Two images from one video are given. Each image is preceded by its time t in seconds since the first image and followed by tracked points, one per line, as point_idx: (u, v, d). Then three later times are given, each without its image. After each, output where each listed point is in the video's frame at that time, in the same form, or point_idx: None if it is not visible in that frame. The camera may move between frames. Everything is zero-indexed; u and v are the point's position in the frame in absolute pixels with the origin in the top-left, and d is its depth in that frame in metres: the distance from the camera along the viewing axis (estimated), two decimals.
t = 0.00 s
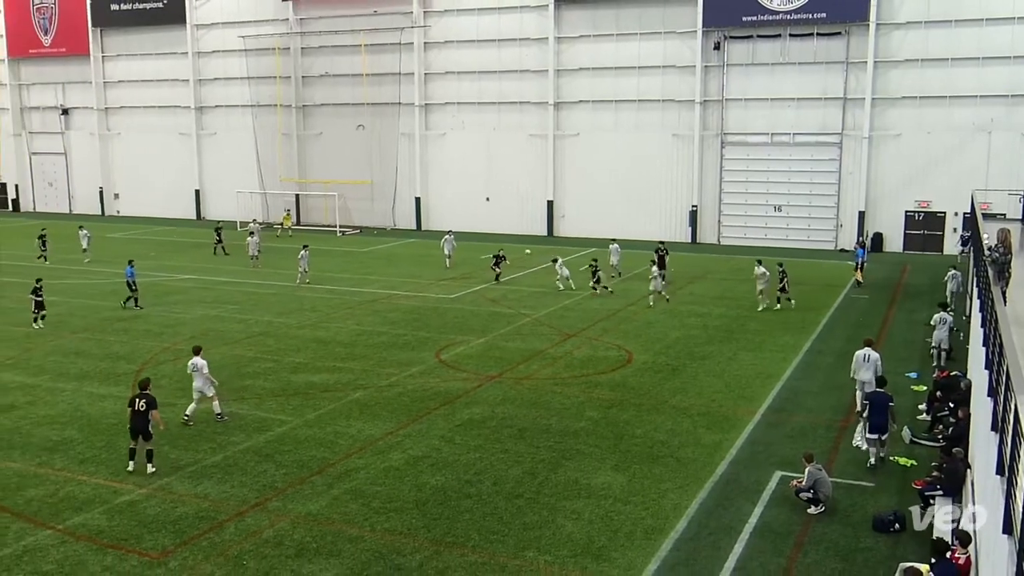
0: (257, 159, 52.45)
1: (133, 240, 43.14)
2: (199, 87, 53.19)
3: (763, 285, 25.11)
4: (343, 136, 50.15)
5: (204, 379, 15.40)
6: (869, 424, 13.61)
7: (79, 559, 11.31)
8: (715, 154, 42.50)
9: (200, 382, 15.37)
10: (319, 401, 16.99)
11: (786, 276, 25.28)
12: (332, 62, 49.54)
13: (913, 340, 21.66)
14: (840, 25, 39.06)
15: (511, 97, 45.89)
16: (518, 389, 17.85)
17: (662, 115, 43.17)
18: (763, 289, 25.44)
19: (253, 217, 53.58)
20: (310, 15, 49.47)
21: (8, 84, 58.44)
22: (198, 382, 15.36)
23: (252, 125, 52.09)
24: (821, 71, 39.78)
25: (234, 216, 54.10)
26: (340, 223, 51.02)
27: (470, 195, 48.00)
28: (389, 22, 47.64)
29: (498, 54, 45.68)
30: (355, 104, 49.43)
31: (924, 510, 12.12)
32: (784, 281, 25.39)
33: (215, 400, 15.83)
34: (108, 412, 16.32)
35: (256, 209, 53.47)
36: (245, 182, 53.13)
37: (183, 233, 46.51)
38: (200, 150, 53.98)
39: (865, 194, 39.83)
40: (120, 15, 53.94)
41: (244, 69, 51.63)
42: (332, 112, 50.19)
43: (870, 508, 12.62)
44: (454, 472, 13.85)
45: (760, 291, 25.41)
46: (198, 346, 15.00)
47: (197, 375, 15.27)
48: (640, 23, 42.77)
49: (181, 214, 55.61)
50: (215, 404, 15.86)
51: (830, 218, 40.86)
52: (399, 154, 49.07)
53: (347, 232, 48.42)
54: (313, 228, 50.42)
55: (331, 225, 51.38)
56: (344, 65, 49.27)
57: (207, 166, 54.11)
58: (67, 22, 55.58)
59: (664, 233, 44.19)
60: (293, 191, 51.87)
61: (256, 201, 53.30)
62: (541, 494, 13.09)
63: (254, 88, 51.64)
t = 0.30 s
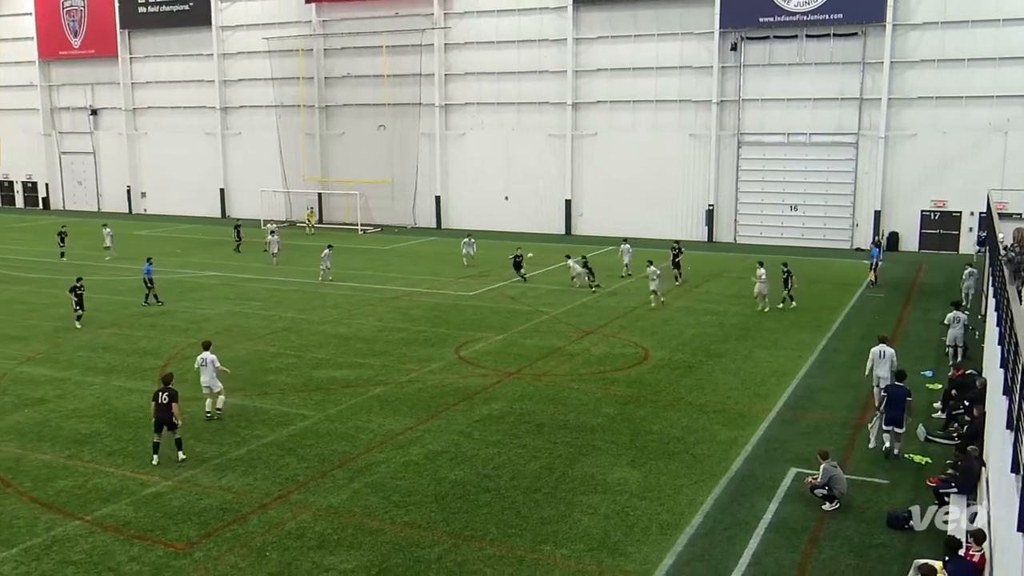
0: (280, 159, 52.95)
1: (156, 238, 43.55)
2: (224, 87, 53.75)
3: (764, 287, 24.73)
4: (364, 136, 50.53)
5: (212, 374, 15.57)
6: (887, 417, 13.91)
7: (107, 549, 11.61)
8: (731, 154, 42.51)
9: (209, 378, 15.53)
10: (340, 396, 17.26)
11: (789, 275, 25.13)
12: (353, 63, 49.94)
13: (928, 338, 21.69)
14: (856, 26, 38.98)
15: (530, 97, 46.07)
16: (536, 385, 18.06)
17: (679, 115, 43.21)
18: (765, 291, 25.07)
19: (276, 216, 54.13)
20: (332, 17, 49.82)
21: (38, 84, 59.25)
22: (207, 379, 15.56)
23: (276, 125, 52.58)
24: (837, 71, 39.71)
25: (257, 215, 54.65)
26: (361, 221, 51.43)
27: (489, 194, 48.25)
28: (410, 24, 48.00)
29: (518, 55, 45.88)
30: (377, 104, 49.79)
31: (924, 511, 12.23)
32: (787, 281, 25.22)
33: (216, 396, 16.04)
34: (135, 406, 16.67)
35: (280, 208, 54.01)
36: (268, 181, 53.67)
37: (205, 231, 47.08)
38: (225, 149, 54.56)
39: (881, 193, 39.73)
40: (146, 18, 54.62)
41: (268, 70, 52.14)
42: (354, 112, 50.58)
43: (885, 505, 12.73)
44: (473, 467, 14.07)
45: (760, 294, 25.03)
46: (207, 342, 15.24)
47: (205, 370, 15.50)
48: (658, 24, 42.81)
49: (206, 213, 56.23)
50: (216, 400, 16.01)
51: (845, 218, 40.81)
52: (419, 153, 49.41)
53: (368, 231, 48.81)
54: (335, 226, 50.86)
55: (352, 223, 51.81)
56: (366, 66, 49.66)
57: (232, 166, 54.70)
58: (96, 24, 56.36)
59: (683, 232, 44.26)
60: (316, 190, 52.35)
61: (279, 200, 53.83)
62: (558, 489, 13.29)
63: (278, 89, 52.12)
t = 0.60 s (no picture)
0: (306, 158, 53.54)
1: (180, 235, 44.10)
2: (251, 88, 54.42)
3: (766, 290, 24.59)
4: (387, 136, 50.99)
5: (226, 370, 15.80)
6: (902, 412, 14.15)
7: (137, 538, 11.94)
8: (749, 154, 42.53)
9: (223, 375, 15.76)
10: (363, 391, 17.56)
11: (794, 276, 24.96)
12: (376, 64, 50.39)
13: (945, 337, 21.73)
14: (874, 27, 38.87)
15: (550, 98, 46.27)
16: (555, 381, 18.30)
17: (697, 115, 43.25)
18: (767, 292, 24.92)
19: (301, 215, 54.79)
20: (357, 19, 50.25)
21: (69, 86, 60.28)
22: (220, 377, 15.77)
23: (301, 125, 53.17)
24: (855, 72, 39.61)
25: (283, 213, 55.31)
26: (384, 220, 51.93)
27: (509, 193, 48.54)
28: (433, 26, 48.33)
29: (538, 57, 46.09)
30: (400, 104, 50.21)
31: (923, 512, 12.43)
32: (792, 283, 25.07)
33: (227, 394, 16.24)
34: (164, 399, 17.06)
35: (304, 207, 54.64)
36: (294, 179, 54.31)
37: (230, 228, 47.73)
38: (252, 149, 55.26)
39: (899, 193, 39.62)
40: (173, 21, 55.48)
41: (294, 71, 52.74)
42: (377, 113, 51.03)
43: (900, 502, 12.86)
44: (492, 461, 14.32)
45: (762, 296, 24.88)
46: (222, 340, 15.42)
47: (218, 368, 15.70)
48: (677, 26, 42.83)
49: (233, 211, 56.93)
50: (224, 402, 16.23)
51: (862, 218, 40.73)
52: (441, 153, 49.78)
53: (391, 229, 49.28)
54: (358, 225, 51.40)
55: (376, 221, 52.33)
56: (389, 67, 50.09)
57: (258, 165, 55.39)
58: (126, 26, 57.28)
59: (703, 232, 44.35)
60: (340, 189, 52.90)
61: (304, 199, 54.46)
62: (576, 483, 13.52)
63: (303, 90, 52.71)
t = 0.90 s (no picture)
0: (330, 157, 54.15)
1: (206, 233, 44.73)
2: (277, 89, 55.14)
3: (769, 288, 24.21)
4: (410, 135, 51.45)
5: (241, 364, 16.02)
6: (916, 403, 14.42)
7: (165, 528, 12.27)
8: (767, 154, 42.55)
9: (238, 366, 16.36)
10: (386, 386, 17.89)
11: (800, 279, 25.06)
12: (400, 65, 50.83)
13: (962, 336, 21.74)
14: (892, 28, 38.77)
15: (570, 98, 46.49)
16: (574, 377, 18.54)
17: (716, 115, 43.27)
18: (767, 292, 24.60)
19: (326, 213, 55.47)
20: (381, 21, 50.71)
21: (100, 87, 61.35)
22: (236, 371, 16.00)
23: (326, 126, 53.78)
24: (873, 73, 39.51)
25: (308, 211, 56.04)
26: (407, 218, 52.44)
27: (529, 192, 48.85)
28: (455, 27, 48.63)
29: (559, 58, 46.31)
30: (423, 105, 50.67)
31: (924, 512, 12.55)
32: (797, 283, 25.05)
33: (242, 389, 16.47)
34: (191, 393, 17.46)
35: (329, 206, 55.30)
36: (318, 179, 54.99)
37: (254, 226, 48.41)
38: (277, 148, 55.97)
39: (916, 193, 39.46)
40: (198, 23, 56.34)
41: (319, 72, 53.36)
42: (401, 113, 51.49)
43: (916, 499, 12.99)
44: (512, 455, 14.57)
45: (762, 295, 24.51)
46: (235, 337, 15.54)
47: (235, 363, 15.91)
48: (696, 27, 42.85)
49: (259, 209, 57.70)
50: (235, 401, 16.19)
51: (879, 217, 40.63)
52: (463, 153, 50.16)
53: (413, 227, 49.77)
54: (381, 223, 51.98)
55: (399, 220, 52.86)
56: (412, 68, 50.51)
57: (285, 165, 56.11)
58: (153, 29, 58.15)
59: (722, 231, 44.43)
60: (364, 188, 53.47)
61: (329, 197, 55.12)
62: (595, 478, 13.75)
63: (328, 91, 53.30)
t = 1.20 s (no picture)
0: (356, 156, 54.76)
1: (232, 231, 45.44)
2: (304, 90, 55.81)
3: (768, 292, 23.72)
4: (434, 135, 51.84)
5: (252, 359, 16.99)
6: (938, 399, 14.58)
7: (194, 518, 12.58)
8: (787, 154, 42.47)
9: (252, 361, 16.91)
10: (409, 381, 18.19)
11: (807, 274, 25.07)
12: (424, 66, 51.20)
13: (983, 335, 21.68)
14: (913, 28, 38.57)
15: (591, 99, 46.65)
16: (594, 373, 18.74)
17: (736, 115, 43.23)
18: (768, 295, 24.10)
19: (352, 212, 56.15)
20: (406, 22, 51.12)
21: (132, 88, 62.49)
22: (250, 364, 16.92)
23: (352, 126, 54.37)
24: (893, 73, 39.32)
25: (334, 210, 56.78)
26: (431, 217, 52.95)
27: (551, 191, 49.14)
28: (478, 29, 48.90)
29: (581, 58, 46.47)
30: (446, 105, 51.01)
31: (923, 512, 12.58)
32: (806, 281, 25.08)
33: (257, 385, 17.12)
34: (220, 388, 17.85)
35: (355, 204, 55.95)
36: (344, 177, 55.67)
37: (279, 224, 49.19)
38: (305, 148, 56.76)
39: (936, 192, 39.26)
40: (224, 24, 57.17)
41: (345, 73, 53.90)
42: (425, 113, 51.89)
43: (934, 497, 13.06)
44: (533, 450, 14.79)
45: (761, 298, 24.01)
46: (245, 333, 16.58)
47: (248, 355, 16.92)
48: (716, 28, 42.80)
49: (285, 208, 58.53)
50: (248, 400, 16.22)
51: (899, 216, 40.47)
52: (486, 152, 50.50)
53: (437, 226, 50.27)
54: (406, 222, 52.56)
55: (423, 219, 53.40)
56: (436, 69, 50.86)
57: (312, 163, 56.84)
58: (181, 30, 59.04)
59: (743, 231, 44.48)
60: (389, 187, 54.05)
61: (354, 196, 55.78)
62: (615, 473, 13.93)
63: (354, 91, 53.84)
